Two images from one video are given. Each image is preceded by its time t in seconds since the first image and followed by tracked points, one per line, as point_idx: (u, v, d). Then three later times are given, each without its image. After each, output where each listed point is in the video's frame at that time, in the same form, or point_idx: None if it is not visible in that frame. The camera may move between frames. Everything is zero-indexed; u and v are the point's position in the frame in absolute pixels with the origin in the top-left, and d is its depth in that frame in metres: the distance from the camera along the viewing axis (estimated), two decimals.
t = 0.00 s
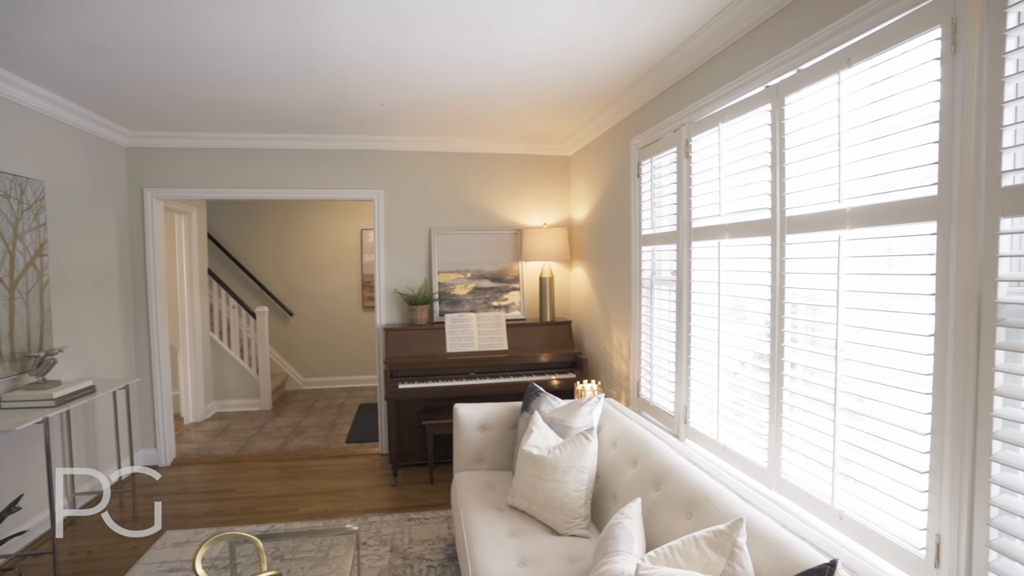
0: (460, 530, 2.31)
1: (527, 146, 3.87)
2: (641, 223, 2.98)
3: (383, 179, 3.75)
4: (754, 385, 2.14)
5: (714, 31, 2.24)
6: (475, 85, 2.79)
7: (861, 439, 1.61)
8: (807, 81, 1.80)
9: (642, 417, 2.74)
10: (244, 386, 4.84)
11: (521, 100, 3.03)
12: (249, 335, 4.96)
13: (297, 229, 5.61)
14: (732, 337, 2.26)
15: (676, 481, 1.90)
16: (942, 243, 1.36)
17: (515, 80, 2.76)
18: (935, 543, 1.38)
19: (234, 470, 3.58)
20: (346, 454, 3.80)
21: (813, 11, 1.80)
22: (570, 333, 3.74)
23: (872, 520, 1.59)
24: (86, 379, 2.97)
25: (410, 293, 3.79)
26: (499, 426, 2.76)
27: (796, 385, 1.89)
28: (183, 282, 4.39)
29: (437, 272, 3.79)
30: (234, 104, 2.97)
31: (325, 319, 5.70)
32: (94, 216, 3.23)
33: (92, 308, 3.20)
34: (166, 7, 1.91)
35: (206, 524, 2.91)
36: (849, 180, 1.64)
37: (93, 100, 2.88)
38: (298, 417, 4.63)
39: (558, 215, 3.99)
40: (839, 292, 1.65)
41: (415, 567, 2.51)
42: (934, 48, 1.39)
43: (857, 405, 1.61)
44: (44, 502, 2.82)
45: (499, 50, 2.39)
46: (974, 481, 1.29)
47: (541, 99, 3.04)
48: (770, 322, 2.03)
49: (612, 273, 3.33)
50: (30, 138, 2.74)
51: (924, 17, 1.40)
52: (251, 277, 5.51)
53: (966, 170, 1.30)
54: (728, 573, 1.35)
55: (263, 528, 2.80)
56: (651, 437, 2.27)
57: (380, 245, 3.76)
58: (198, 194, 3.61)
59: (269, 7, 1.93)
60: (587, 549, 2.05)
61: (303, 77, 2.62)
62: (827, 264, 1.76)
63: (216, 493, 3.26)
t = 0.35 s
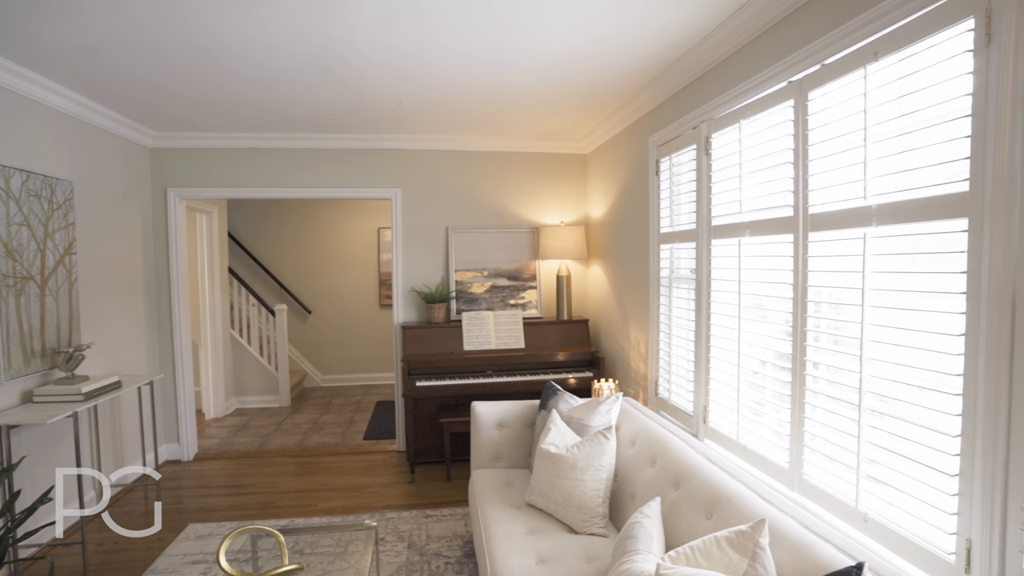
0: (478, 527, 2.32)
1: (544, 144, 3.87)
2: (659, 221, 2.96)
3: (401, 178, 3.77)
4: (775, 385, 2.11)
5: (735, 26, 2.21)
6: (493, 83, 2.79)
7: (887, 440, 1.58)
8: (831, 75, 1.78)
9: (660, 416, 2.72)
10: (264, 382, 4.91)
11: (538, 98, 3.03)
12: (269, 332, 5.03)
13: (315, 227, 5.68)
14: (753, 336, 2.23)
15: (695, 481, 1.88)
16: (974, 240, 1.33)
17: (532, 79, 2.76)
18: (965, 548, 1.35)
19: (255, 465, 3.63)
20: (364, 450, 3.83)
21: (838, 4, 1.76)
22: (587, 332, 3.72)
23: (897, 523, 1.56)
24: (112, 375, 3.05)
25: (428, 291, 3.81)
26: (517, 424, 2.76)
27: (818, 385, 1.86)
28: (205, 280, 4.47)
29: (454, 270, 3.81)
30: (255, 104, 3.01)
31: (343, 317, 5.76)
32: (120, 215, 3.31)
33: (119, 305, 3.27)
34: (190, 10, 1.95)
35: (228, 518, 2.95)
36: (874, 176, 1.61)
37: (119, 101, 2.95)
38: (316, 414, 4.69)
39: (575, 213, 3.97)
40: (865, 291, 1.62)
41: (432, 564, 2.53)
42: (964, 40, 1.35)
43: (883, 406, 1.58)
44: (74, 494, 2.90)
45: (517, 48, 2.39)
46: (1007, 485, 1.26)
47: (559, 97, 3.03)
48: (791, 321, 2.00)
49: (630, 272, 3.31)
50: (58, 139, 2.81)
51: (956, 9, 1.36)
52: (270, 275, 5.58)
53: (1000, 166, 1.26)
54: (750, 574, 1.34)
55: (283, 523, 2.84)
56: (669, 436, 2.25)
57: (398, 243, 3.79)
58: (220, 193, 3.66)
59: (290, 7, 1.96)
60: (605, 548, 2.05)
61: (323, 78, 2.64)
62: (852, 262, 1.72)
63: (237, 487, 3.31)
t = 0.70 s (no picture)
0: (498, 525, 2.33)
1: (563, 142, 3.86)
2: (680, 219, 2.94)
3: (420, 176, 3.79)
4: (799, 385, 2.07)
5: (759, 20, 2.17)
6: (512, 81, 2.79)
7: (918, 442, 1.54)
8: (858, 69, 1.74)
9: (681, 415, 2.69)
10: (285, 379, 4.98)
11: (557, 95, 3.02)
12: (290, 329, 5.10)
13: (336, 226, 5.74)
14: (777, 335, 2.20)
15: (718, 481, 1.86)
16: (1012, 237, 1.29)
17: (552, 76, 2.75)
18: (1002, 554, 1.31)
19: (277, 460, 3.68)
20: (383, 447, 3.87)
21: None
22: (606, 330, 3.71)
23: (929, 527, 1.52)
24: (140, 370, 3.12)
25: (447, 289, 3.83)
26: (536, 422, 2.76)
27: (844, 385, 1.83)
28: (228, 278, 4.55)
29: (473, 268, 3.82)
30: (277, 104, 3.06)
31: (362, 315, 5.82)
32: (147, 214, 3.39)
33: (146, 303, 3.35)
34: (215, 12, 1.99)
35: (251, 511, 3.01)
36: (904, 172, 1.57)
37: (146, 103, 3.02)
38: (336, 410, 4.74)
39: (595, 211, 3.96)
40: (894, 289, 1.59)
41: (452, 560, 2.54)
42: (1000, 31, 1.32)
43: (913, 407, 1.54)
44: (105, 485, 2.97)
45: (536, 46, 2.39)
46: None
47: (578, 94, 3.02)
48: (817, 319, 1.96)
49: (650, 270, 3.29)
50: (87, 140, 2.89)
51: None
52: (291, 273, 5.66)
53: None
54: None
55: (305, 517, 2.88)
56: (690, 435, 2.23)
57: (417, 242, 3.81)
58: (243, 192, 3.72)
59: (313, 7, 1.98)
60: (626, 547, 2.04)
61: (344, 77, 2.67)
62: (881, 260, 1.69)
63: (260, 482, 3.37)
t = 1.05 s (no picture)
0: (516, 523, 2.33)
1: (580, 140, 3.85)
2: (699, 217, 2.91)
3: (437, 175, 3.81)
4: (821, 384, 2.04)
5: (780, 15, 2.14)
6: (529, 79, 2.79)
7: (946, 443, 1.51)
8: (884, 63, 1.70)
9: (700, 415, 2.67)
10: (303, 376, 5.04)
11: (574, 93, 3.01)
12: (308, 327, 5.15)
13: (353, 225, 5.79)
14: (798, 334, 2.17)
15: (739, 481, 1.84)
16: None
17: (569, 74, 2.75)
18: None
19: (296, 456, 3.73)
20: (400, 444, 3.89)
21: None
22: (623, 329, 3.69)
23: (958, 531, 1.48)
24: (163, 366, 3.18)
25: (464, 288, 3.84)
26: (554, 421, 2.75)
27: (868, 385, 1.80)
28: (247, 276, 4.62)
29: (490, 267, 3.82)
30: (297, 104, 3.09)
31: (379, 313, 5.86)
32: (170, 213, 3.45)
33: (169, 300, 3.42)
34: (238, 14, 2.03)
35: (271, 506, 3.05)
36: (932, 168, 1.54)
37: (169, 104, 3.08)
38: (353, 408, 4.79)
39: (611, 209, 3.94)
40: (921, 287, 1.56)
41: (469, 557, 2.55)
42: None
43: (941, 407, 1.51)
44: (130, 478, 3.04)
45: (554, 44, 2.39)
46: None
47: (595, 91, 3.01)
48: (840, 318, 1.93)
49: (668, 268, 3.26)
50: (113, 141, 2.96)
51: None
52: (309, 271, 5.72)
53: None
54: None
55: (324, 513, 2.91)
56: (710, 435, 2.21)
57: (434, 240, 3.83)
58: (263, 191, 3.77)
59: (333, 7, 1.99)
60: (644, 546, 2.02)
61: (363, 76, 2.69)
62: (906, 257, 1.65)
63: (279, 477, 3.41)
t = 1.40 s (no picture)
0: (536, 521, 2.32)
1: (599, 138, 3.83)
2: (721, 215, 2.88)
3: (456, 174, 3.82)
4: (847, 385, 2.01)
5: (805, 9, 2.10)
6: (548, 77, 2.78)
7: (979, 446, 1.47)
8: (915, 56, 1.66)
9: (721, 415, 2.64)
10: (323, 373, 5.10)
11: (594, 90, 3.00)
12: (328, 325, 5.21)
13: (372, 223, 5.84)
14: (823, 333, 2.13)
15: (762, 481, 1.82)
16: None
17: (589, 71, 2.73)
18: None
19: (316, 452, 3.78)
20: (419, 441, 3.92)
21: None
22: (642, 328, 3.67)
23: (991, 537, 1.44)
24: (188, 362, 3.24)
25: (482, 286, 3.85)
26: (573, 419, 2.75)
27: (896, 386, 1.76)
28: (269, 274, 4.69)
29: (508, 265, 3.83)
30: (318, 104, 3.12)
31: (398, 311, 5.91)
32: (194, 212, 3.52)
33: (194, 297, 3.48)
34: (262, 16, 2.06)
35: (293, 501, 3.09)
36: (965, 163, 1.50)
37: (195, 105, 3.14)
38: (372, 405, 4.83)
39: (630, 207, 3.92)
40: (954, 286, 1.52)
41: (488, 554, 2.56)
42: None
43: (974, 409, 1.47)
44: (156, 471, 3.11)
45: (574, 41, 2.38)
46: None
47: (615, 89, 2.99)
48: (866, 318, 1.89)
49: (689, 266, 3.23)
50: (140, 142, 3.03)
51: None
52: (329, 270, 5.79)
53: None
54: None
55: (344, 508, 2.94)
56: (732, 435, 2.18)
57: (453, 239, 3.84)
58: (285, 190, 3.83)
59: (354, 8, 2.01)
60: (665, 546, 2.01)
61: (383, 76, 2.70)
62: (937, 255, 1.61)
63: (300, 473, 3.46)
